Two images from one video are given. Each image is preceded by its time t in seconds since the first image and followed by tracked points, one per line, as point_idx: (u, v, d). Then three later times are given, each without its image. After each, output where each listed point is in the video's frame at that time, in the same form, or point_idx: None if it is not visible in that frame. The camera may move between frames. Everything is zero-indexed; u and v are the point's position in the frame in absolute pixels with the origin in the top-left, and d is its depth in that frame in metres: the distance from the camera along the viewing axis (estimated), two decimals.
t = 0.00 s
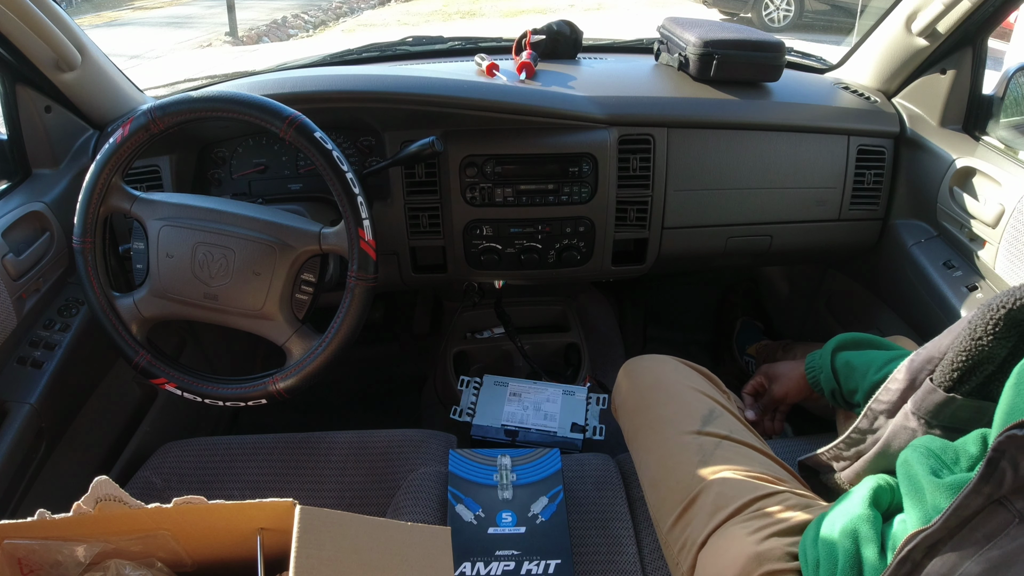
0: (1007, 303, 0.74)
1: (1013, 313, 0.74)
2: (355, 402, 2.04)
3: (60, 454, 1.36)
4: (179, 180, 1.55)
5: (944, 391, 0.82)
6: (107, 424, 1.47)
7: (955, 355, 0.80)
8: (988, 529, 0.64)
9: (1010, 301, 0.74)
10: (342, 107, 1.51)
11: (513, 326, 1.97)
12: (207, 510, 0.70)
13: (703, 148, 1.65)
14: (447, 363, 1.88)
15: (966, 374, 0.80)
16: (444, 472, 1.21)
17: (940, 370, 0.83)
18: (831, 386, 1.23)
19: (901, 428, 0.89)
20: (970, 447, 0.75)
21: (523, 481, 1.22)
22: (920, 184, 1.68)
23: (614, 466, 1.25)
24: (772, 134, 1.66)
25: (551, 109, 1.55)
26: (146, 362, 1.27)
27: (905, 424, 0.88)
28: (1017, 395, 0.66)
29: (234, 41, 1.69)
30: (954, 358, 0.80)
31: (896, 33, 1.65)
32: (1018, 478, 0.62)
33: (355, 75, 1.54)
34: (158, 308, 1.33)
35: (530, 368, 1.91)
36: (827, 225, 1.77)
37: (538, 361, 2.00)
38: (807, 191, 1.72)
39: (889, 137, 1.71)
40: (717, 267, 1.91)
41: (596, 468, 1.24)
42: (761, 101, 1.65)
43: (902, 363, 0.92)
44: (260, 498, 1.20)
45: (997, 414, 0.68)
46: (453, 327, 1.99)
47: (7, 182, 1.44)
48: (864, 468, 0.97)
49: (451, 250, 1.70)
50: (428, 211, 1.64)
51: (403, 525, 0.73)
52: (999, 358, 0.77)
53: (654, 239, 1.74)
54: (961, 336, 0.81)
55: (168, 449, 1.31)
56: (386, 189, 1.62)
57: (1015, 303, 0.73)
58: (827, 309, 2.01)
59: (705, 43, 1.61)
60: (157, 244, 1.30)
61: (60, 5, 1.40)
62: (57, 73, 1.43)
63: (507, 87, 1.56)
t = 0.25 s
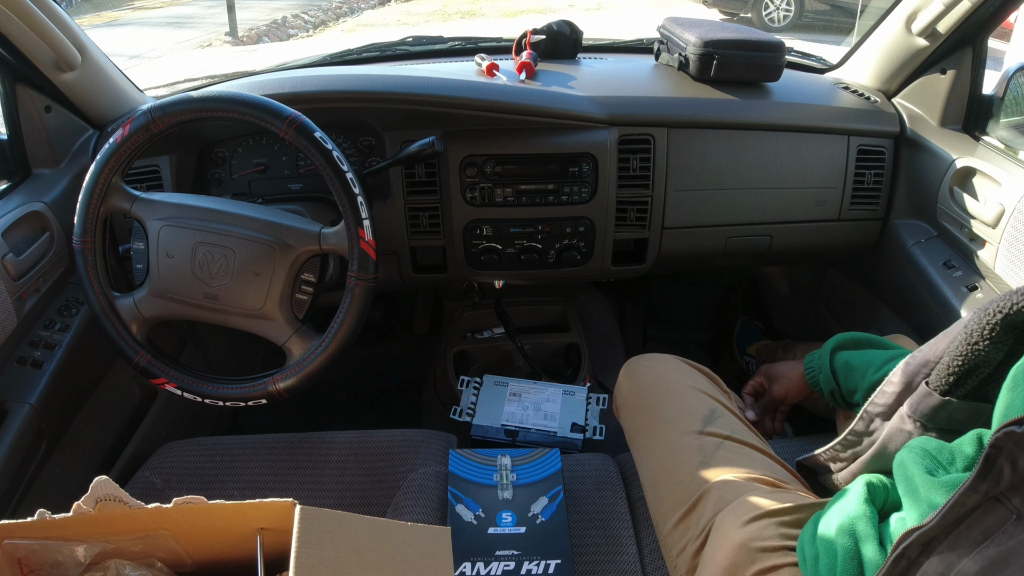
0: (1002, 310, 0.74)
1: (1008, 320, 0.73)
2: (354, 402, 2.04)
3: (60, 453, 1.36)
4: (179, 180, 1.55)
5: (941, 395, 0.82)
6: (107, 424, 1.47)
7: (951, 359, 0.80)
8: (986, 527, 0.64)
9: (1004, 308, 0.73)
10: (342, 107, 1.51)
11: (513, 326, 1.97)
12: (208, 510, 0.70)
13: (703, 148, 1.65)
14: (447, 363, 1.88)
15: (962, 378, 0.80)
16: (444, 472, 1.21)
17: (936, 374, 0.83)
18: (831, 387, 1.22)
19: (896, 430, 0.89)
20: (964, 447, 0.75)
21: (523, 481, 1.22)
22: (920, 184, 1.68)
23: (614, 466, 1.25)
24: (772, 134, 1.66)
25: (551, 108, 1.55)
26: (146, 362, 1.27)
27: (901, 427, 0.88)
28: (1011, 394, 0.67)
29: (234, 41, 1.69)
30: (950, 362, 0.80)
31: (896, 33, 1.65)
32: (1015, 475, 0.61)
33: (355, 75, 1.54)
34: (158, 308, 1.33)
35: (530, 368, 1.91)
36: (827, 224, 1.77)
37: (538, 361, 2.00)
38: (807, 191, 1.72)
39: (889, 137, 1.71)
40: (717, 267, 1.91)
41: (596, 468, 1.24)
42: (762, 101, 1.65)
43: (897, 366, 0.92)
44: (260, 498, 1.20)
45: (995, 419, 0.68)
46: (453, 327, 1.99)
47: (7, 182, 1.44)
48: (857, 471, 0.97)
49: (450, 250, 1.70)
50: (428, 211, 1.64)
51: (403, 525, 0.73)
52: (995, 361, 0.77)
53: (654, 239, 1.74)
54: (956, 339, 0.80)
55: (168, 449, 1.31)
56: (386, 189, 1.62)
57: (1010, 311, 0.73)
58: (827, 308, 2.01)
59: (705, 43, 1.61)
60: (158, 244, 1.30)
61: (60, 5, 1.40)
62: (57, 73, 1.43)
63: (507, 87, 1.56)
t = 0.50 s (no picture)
0: (1003, 305, 0.74)
1: (1008, 314, 0.74)
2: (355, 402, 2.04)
3: (60, 454, 1.36)
4: (179, 180, 1.55)
5: (941, 392, 0.82)
6: (107, 424, 1.47)
7: (952, 356, 0.80)
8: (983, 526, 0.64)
9: (1005, 302, 0.74)
10: (342, 107, 1.51)
11: (513, 326, 1.97)
12: (208, 510, 0.70)
13: (703, 148, 1.65)
14: (447, 363, 1.88)
15: (963, 375, 0.80)
16: (444, 472, 1.21)
17: (936, 372, 0.83)
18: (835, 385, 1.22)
19: (898, 430, 0.89)
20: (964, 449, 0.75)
21: (523, 481, 1.22)
22: (920, 184, 1.68)
23: (614, 466, 1.25)
24: (772, 134, 1.66)
25: (550, 108, 1.55)
26: (146, 362, 1.27)
27: (902, 426, 0.88)
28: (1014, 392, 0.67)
29: (234, 41, 1.69)
30: (950, 359, 0.81)
31: (896, 33, 1.65)
32: (1012, 474, 0.62)
33: (355, 75, 1.54)
34: (158, 308, 1.33)
35: (530, 368, 1.91)
36: (827, 225, 1.77)
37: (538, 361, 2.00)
38: (807, 191, 1.72)
39: (889, 137, 1.71)
40: (717, 267, 1.91)
41: (596, 468, 1.24)
42: (762, 101, 1.65)
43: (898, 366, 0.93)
44: (260, 498, 1.20)
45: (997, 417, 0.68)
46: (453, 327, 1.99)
47: (7, 182, 1.44)
48: (858, 471, 0.97)
49: (450, 250, 1.70)
50: (428, 211, 1.64)
51: (403, 525, 0.73)
52: (996, 358, 0.77)
53: (654, 239, 1.74)
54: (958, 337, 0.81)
55: (168, 449, 1.31)
56: (386, 189, 1.62)
57: (1010, 304, 0.73)
58: (827, 308, 2.01)
59: (705, 43, 1.61)
60: (157, 244, 1.30)
61: (60, 5, 1.40)
62: (57, 73, 1.43)
63: (508, 87, 1.56)
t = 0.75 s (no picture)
0: (995, 300, 0.75)
1: (1001, 310, 0.74)
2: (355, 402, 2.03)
3: (60, 454, 1.36)
4: (179, 180, 1.55)
5: (937, 391, 0.82)
6: (107, 424, 1.47)
7: (946, 353, 0.81)
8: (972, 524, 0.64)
9: (997, 298, 0.74)
10: (343, 106, 1.51)
11: (513, 326, 1.97)
12: (208, 510, 0.70)
13: (703, 148, 1.65)
14: (447, 363, 1.88)
15: (959, 373, 0.81)
16: (444, 472, 1.21)
17: (932, 370, 0.84)
18: (837, 383, 1.22)
19: (898, 429, 0.89)
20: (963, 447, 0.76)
21: (523, 481, 1.22)
22: (920, 184, 1.68)
23: (614, 466, 1.25)
24: (771, 134, 1.66)
25: (550, 108, 1.55)
26: (146, 362, 1.27)
27: (901, 426, 0.88)
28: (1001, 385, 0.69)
29: (234, 41, 1.69)
30: (944, 356, 0.81)
31: (896, 33, 1.65)
32: (997, 469, 0.62)
33: (355, 75, 1.54)
34: (158, 308, 1.33)
35: (530, 368, 1.91)
36: (827, 225, 1.77)
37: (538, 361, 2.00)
38: (807, 191, 1.72)
39: (889, 137, 1.71)
40: (717, 267, 1.91)
41: (596, 468, 1.24)
42: (761, 101, 1.65)
43: (896, 366, 0.93)
44: (260, 498, 1.20)
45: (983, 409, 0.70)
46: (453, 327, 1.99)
47: (7, 182, 1.44)
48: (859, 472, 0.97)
49: (450, 250, 1.70)
50: (428, 211, 1.64)
51: (403, 525, 0.73)
52: (989, 355, 0.78)
53: (654, 239, 1.74)
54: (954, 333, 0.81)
55: (168, 449, 1.31)
56: (386, 189, 1.62)
57: (1000, 300, 0.74)
58: (827, 308, 2.01)
59: (705, 43, 1.61)
60: (157, 244, 1.30)
61: (60, 5, 1.40)
62: (57, 73, 1.43)
63: (508, 87, 1.56)
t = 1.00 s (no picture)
0: (973, 302, 0.76)
1: (980, 310, 0.75)
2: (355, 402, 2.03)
3: (60, 454, 1.36)
4: (179, 180, 1.55)
5: (925, 394, 0.83)
6: (107, 424, 1.47)
7: (932, 356, 0.82)
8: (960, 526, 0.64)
9: (975, 299, 0.75)
10: (343, 106, 1.51)
11: (513, 326, 1.97)
12: (207, 510, 0.70)
13: (704, 148, 1.65)
14: (447, 363, 1.88)
15: (945, 375, 0.82)
16: (444, 472, 1.21)
17: (919, 374, 0.85)
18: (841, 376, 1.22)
19: (887, 436, 0.89)
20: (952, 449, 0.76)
21: (523, 481, 1.22)
22: (921, 184, 1.68)
23: (614, 466, 1.25)
24: (771, 134, 1.66)
25: (550, 108, 1.55)
26: (146, 362, 1.27)
27: (890, 432, 0.89)
28: (987, 390, 0.72)
29: (234, 41, 1.69)
30: (931, 359, 0.82)
31: (896, 33, 1.65)
32: (982, 471, 0.62)
33: (355, 75, 1.54)
34: (158, 308, 1.33)
35: (530, 368, 1.91)
36: (827, 225, 1.77)
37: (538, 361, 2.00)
38: (807, 191, 1.72)
39: (889, 137, 1.71)
40: (717, 267, 1.91)
41: (596, 468, 1.24)
42: (761, 101, 1.65)
43: (884, 373, 0.94)
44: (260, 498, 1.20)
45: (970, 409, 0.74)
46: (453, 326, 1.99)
47: (7, 182, 1.44)
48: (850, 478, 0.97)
49: (450, 250, 1.70)
50: (428, 211, 1.64)
51: (403, 525, 0.73)
52: (974, 357, 0.79)
53: (654, 239, 1.74)
54: (938, 336, 0.82)
55: (168, 448, 1.31)
56: (386, 189, 1.62)
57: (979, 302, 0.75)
58: (827, 308, 2.01)
59: (705, 43, 1.61)
60: (157, 244, 1.30)
61: (60, 5, 1.40)
62: (56, 73, 1.43)
63: (508, 87, 1.56)
